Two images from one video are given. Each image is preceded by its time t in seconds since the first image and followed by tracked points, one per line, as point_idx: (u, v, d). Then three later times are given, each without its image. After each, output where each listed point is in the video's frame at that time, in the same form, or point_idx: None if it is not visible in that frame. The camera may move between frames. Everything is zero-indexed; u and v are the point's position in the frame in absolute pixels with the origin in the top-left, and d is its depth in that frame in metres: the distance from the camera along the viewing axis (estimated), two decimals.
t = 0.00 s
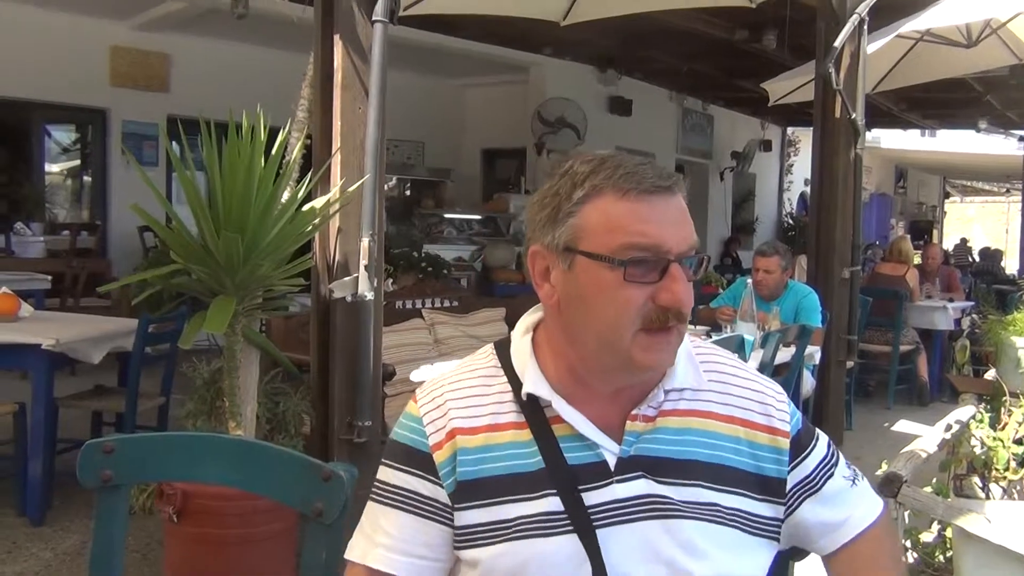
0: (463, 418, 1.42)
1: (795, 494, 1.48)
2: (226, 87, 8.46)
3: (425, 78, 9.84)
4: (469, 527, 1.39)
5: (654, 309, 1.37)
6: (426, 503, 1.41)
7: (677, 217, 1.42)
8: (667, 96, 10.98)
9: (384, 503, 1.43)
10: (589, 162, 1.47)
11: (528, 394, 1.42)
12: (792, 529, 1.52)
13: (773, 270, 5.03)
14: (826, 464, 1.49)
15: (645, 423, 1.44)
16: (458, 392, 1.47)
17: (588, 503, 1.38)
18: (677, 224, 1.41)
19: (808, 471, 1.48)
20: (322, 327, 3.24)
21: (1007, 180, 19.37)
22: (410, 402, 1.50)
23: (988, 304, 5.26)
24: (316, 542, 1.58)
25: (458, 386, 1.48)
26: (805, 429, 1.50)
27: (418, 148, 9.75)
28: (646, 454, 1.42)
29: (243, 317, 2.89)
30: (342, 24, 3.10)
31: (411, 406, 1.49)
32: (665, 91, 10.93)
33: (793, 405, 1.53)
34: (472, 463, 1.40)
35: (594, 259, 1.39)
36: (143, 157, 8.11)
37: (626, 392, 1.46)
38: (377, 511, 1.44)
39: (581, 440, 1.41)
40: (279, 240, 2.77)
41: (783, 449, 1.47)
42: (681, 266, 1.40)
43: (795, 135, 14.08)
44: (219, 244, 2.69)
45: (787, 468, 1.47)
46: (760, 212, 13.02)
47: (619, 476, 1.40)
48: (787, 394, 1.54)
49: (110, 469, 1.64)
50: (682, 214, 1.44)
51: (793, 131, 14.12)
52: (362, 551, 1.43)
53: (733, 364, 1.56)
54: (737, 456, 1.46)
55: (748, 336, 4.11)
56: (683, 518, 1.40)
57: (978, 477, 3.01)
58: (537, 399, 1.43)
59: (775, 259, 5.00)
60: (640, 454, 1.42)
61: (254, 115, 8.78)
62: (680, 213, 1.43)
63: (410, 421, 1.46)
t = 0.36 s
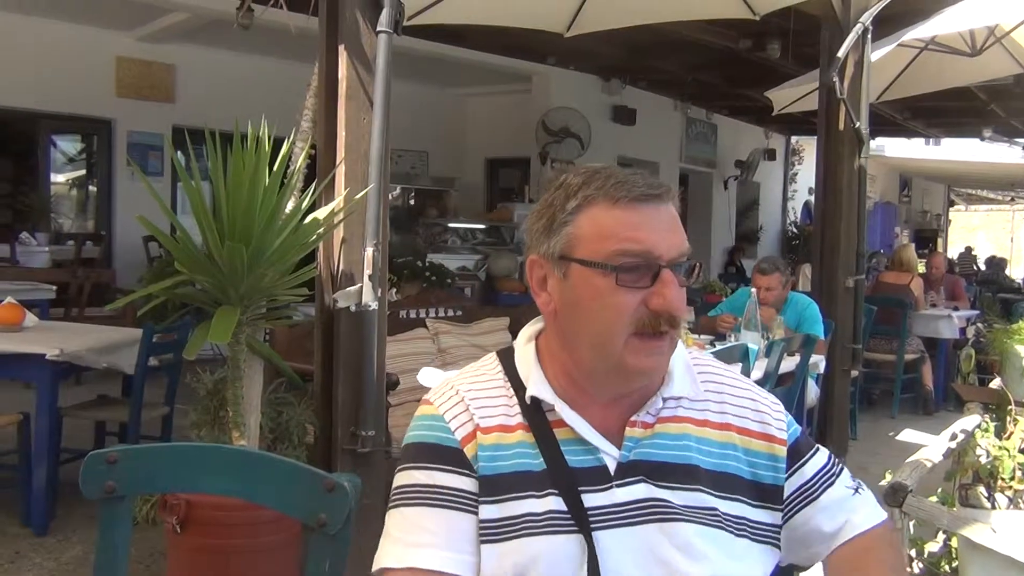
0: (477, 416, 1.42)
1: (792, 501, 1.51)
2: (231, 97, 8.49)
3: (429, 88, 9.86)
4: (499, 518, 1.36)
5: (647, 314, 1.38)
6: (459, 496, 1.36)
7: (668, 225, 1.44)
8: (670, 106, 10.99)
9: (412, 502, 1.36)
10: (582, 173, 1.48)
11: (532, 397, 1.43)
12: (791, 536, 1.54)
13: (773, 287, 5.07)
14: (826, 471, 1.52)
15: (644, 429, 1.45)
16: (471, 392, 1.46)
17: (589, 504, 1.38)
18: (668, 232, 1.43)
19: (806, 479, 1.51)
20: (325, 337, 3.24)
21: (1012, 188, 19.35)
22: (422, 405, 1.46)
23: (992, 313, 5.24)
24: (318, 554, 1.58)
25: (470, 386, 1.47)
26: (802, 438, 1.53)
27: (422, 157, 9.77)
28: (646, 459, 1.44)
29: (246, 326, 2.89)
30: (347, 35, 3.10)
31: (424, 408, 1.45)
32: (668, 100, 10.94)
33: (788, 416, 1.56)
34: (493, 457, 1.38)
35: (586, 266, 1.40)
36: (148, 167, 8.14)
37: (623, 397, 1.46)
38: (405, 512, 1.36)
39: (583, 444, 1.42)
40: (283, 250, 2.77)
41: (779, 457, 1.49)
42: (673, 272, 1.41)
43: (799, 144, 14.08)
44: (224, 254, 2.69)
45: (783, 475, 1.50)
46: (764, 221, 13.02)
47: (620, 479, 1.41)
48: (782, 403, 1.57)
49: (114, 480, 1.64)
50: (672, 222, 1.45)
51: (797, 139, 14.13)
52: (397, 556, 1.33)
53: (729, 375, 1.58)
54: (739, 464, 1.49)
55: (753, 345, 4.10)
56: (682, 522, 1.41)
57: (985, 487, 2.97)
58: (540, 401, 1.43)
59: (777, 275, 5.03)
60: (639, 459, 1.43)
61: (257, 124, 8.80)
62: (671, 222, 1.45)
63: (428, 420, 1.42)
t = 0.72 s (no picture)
0: (486, 425, 1.42)
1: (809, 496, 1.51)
2: (230, 112, 8.51)
3: (427, 99, 9.88)
4: (514, 525, 1.36)
5: (660, 326, 1.39)
6: (474, 503, 1.37)
7: (678, 235, 1.44)
8: (668, 111, 11.01)
9: (423, 512, 1.36)
10: (591, 185, 1.48)
11: (539, 408, 1.43)
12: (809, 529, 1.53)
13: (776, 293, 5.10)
14: (836, 466, 1.52)
15: (652, 436, 1.46)
16: (480, 403, 1.46)
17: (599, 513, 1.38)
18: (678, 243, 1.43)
19: (817, 476, 1.51)
20: (329, 350, 3.24)
21: (1012, 187, 19.35)
22: (431, 415, 1.46)
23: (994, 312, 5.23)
24: (326, 567, 1.58)
25: (478, 396, 1.48)
26: (809, 439, 1.54)
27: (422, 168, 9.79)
28: (654, 468, 1.44)
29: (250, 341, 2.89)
30: (344, 48, 3.11)
31: (434, 418, 1.45)
32: (666, 106, 10.96)
33: (794, 418, 1.57)
34: (504, 467, 1.38)
35: (600, 279, 1.40)
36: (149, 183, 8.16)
37: (632, 407, 1.47)
38: (422, 521, 1.36)
39: (591, 453, 1.42)
40: (284, 265, 2.78)
41: (789, 458, 1.50)
42: (684, 283, 1.42)
43: (798, 147, 14.10)
44: (226, 270, 2.70)
45: (795, 476, 1.50)
46: (765, 225, 13.02)
47: (629, 488, 1.41)
48: (788, 406, 1.58)
49: (121, 497, 1.64)
50: (680, 233, 1.46)
51: (795, 143, 14.14)
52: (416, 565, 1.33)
53: (734, 382, 1.58)
54: (749, 469, 1.48)
55: (756, 349, 4.09)
56: (692, 527, 1.41)
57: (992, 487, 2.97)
58: (548, 413, 1.43)
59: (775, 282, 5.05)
60: (646, 468, 1.43)
61: (257, 138, 8.82)
62: (681, 232, 1.45)
63: (437, 430, 1.42)
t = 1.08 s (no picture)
0: (488, 428, 1.41)
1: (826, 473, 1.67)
2: (233, 118, 8.53)
3: (430, 104, 9.89)
4: (514, 529, 1.34)
5: (672, 375, 1.39)
6: (472, 506, 1.35)
7: (708, 289, 1.41)
8: (672, 116, 11.01)
9: (425, 514, 1.34)
10: (631, 218, 1.41)
11: (547, 410, 1.43)
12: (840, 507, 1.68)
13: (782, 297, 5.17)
14: (841, 443, 1.70)
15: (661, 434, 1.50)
16: (484, 406, 1.46)
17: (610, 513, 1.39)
18: (708, 298, 1.40)
19: (824, 452, 1.67)
20: (335, 355, 3.24)
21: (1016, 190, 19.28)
22: (435, 419, 1.46)
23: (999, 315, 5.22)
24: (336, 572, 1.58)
25: (483, 399, 1.47)
26: (811, 423, 1.69)
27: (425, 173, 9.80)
28: (664, 463, 1.47)
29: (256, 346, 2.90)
30: (349, 53, 3.12)
31: (437, 422, 1.44)
32: (669, 110, 10.96)
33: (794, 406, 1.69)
34: (507, 469, 1.37)
35: (622, 323, 1.38)
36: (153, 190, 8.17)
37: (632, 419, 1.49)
38: (419, 523, 1.34)
39: (601, 453, 1.43)
40: (290, 271, 2.78)
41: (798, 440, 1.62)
42: (703, 337, 1.40)
43: (801, 151, 14.09)
44: (232, 275, 2.70)
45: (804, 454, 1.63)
46: (769, 229, 13.01)
47: (640, 486, 1.43)
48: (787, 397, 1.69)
49: (132, 502, 1.63)
50: (711, 285, 1.42)
51: (799, 147, 14.13)
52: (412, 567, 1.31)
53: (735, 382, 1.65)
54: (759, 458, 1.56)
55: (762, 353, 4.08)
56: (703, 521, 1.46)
57: (999, 490, 2.90)
58: (555, 415, 1.44)
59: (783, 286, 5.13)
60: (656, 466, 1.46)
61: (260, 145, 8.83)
62: (711, 283, 1.42)
63: (440, 433, 1.41)
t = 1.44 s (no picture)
0: (497, 425, 1.40)
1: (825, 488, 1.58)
2: (239, 120, 8.54)
3: (435, 104, 9.89)
4: (520, 525, 1.34)
5: (672, 418, 1.35)
6: (478, 501, 1.35)
7: (729, 348, 1.34)
8: (678, 114, 10.98)
9: (431, 507, 1.33)
10: (673, 261, 1.32)
11: (555, 410, 1.42)
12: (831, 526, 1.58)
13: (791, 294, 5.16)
14: (847, 456, 1.60)
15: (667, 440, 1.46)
16: (494, 401, 1.45)
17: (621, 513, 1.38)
18: (727, 356, 1.34)
19: (831, 464, 1.59)
20: (344, 355, 3.25)
21: None
22: (445, 412, 1.46)
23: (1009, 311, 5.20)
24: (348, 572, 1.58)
25: (493, 395, 1.46)
26: (820, 432, 1.61)
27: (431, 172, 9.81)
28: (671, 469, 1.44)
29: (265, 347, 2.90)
30: (356, 53, 3.12)
31: (447, 415, 1.44)
32: (675, 108, 10.94)
33: (804, 413, 1.62)
34: (516, 466, 1.37)
35: (634, 363, 1.32)
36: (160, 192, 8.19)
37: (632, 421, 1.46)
38: (425, 515, 1.33)
39: (608, 456, 1.41)
40: (297, 272, 2.79)
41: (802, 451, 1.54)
42: (713, 391, 1.35)
43: (808, 148, 14.04)
44: (241, 276, 2.70)
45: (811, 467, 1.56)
46: (776, 226, 12.97)
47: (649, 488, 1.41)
48: (799, 403, 1.63)
49: (143, 504, 1.64)
50: (734, 345, 1.35)
51: (806, 143, 14.08)
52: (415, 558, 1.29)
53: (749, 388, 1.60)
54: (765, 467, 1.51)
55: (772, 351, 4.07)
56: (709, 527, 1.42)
57: (1012, 487, 2.88)
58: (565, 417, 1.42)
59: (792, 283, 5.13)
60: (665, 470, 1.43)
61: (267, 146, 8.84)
62: (735, 341, 1.35)
63: (447, 427, 1.41)
